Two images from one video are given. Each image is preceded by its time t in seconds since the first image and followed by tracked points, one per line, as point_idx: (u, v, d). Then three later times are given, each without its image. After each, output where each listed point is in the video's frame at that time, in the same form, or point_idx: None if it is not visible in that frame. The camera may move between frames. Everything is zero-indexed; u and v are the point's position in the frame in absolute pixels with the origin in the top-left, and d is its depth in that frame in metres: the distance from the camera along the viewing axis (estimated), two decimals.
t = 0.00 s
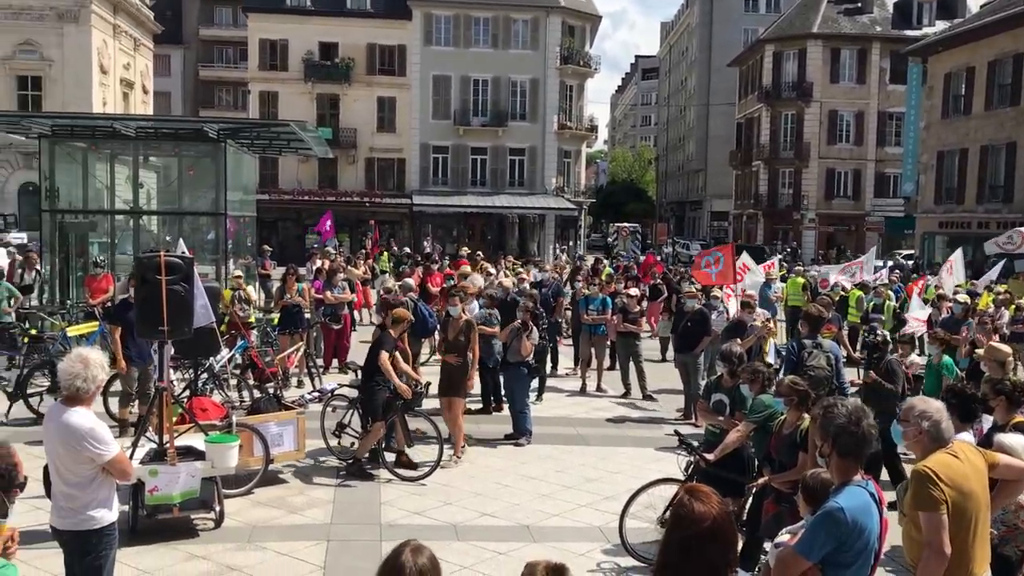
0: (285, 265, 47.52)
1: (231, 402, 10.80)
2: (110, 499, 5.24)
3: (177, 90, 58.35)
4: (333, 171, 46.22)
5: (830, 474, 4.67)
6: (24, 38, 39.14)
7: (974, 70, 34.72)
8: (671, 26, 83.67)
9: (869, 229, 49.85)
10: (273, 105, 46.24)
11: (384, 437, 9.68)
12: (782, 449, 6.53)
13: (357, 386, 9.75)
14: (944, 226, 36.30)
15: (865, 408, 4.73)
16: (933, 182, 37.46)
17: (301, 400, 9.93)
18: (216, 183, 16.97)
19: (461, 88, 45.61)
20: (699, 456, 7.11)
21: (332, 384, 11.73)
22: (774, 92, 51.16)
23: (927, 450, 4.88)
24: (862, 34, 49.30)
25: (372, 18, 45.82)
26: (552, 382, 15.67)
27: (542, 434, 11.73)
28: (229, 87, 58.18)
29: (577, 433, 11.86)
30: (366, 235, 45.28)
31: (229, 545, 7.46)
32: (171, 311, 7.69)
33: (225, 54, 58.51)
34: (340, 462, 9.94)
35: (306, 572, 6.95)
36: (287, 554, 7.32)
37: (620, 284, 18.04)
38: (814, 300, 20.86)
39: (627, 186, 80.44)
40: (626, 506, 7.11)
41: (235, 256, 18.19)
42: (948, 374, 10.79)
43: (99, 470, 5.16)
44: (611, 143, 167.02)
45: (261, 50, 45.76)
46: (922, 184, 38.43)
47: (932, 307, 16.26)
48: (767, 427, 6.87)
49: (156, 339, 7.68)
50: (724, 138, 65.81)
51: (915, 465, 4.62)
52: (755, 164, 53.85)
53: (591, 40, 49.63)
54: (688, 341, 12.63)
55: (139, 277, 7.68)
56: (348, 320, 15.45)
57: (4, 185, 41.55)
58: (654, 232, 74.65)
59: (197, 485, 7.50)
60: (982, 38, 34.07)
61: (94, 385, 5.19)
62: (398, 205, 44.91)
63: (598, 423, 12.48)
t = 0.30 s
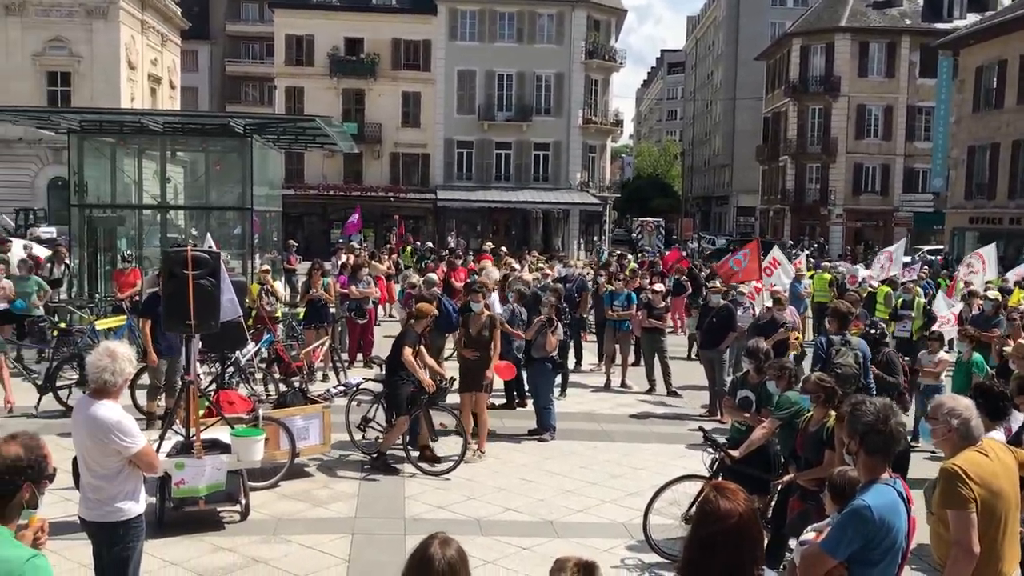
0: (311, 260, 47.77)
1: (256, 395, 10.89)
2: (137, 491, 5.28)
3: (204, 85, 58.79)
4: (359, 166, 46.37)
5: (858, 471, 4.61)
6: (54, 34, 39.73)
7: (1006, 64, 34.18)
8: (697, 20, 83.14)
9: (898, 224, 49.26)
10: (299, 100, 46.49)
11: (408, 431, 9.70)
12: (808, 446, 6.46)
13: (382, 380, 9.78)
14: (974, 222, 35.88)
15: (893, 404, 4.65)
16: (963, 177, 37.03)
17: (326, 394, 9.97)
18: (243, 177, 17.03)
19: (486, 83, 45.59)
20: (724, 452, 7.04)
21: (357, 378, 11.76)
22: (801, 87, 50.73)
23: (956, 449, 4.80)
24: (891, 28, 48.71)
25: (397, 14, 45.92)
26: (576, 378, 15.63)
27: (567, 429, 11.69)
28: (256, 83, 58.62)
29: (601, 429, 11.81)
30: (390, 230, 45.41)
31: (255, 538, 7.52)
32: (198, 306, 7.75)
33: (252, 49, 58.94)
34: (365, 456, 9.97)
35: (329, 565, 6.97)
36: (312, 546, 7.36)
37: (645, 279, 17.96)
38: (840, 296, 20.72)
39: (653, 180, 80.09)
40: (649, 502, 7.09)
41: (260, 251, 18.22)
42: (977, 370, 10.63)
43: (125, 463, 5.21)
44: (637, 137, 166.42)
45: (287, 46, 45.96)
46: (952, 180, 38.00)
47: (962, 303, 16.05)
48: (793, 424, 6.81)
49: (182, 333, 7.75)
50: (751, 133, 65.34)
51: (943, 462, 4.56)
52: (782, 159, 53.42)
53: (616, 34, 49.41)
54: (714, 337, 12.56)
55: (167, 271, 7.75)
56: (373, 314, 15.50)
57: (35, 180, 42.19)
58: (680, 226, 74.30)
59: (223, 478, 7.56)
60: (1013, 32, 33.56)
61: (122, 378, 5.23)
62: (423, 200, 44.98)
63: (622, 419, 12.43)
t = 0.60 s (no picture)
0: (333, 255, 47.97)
1: (279, 391, 10.92)
2: (161, 486, 5.30)
3: (228, 82, 59.15)
4: (381, 162, 46.41)
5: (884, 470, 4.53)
6: (81, 32, 40.19)
7: None
8: (721, 16, 82.66)
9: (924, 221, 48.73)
10: (322, 97, 46.50)
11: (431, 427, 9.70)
12: (833, 444, 6.37)
13: (404, 376, 9.78)
14: (1002, 218, 35.46)
15: (919, 402, 4.58)
16: (992, 173, 36.59)
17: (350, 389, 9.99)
18: (266, 174, 17.13)
19: (508, 79, 45.61)
20: (748, 451, 6.96)
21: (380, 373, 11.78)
22: (826, 82, 50.33)
23: (984, 447, 4.72)
24: (918, 22, 48.14)
25: (420, 10, 45.73)
26: (599, 374, 15.58)
27: (589, 426, 11.65)
28: (280, 80, 58.89)
29: (624, 426, 11.76)
30: (412, 226, 45.48)
31: (278, 532, 7.54)
32: (221, 301, 7.78)
33: (275, 47, 59.34)
34: (387, 452, 9.98)
35: (351, 560, 6.98)
36: (335, 541, 7.38)
37: (668, 276, 17.87)
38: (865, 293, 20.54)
39: (675, 176, 79.71)
40: (672, 499, 7.05)
41: (284, 247, 18.29)
42: (1005, 368, 10.44)
43: (150, 457, 5.24)
44: (660, 133, 165.78)
45: (310, 42, 45.98)
46: (980, 175, 37.56)
47: (989, 300, 15.81)
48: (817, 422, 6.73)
49: (205, 328, 7.78)
50: (775, 128, 64.90)
51: (971, 461, 4.48)
52: (807, 154, 53.00)
53: (639, 30, 49.25)
54: (737, 333, 12.45)
55: (190, 267, 7.77)
56: (395, 310, 15.52)
57: (61, 177, 42.64)
58: (702, 222, 73.94)
59: (247, 472, 7.57)
60: None
61: (144, 373, 5.26)
62: (444, 197, 44.97)
63: (644, 416, 12.38)
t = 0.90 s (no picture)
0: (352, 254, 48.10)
1: (298, 388, 10.96)
2: (179, 483, 5.32)
3: (247, 81, 59.40)
4: (399, 161, 46.38)
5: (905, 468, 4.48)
6: (102, 32, 40.53)
7: None
8: (739, 13, 82.26)
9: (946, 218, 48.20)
10: (340, 96, 46.52)
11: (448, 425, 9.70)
12: (852, 443, 6.31)
13: (422, 374, 9.79)
14: None
15: (941, 401, 4.52)
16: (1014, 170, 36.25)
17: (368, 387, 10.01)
18: (285, 173, 17.17)
19: (526, 77, 45.64)
20: (767, 450, 6.90)
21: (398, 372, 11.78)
22: (846, 79, 50.02)
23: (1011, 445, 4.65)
24: (940, 18, 47.64)
25: (438, 8, 45.70)
26: (616, 373, 15.53)
27: (607, 425, 11.61)
28: (298, 79, 59.13)
29: (643, 425, 11.71)
30: (430, 225, 45.48)
31: (297, 530, 7.56)
32: (240, 299, 7.81)
33: (294, 46, 59.63)
34: (405, 450, 9.98)
35: (369, 558, 6.99)
36: (352, 539, 7.39)
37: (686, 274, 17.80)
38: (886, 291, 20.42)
39: (694, 173, 79.40)
40: (691, 497, 7.02)
41: (302, 245, 18.35)
42: None
43: (168, 454, 5.26)
44: (678, 130, 165.25)
45: (328, 41, 46.01)
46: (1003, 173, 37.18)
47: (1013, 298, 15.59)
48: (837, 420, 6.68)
49: (225, 326, 7.82)
50: (794, 126, 64.56)
51: (996, 459, 4.41)
52: (827, 151, 52.67)
53: (658, 27, 49.18)
54: (757, 332, 12.35)
55: (210, 266, 7.80)
56: (413, 308, 15.53)
57: (82, 176, 43.00)
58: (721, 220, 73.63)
59: (265, 470, 7.58)
60: None
61: (162, 371, 5.28)
62: (462, 195, 44.94)
63: (663, 415, 12.32)
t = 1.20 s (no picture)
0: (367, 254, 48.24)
1: (314, 388, 11.03)
2: (197, 483, 5.36)
3: (264, 82, 59.73)
4: (415, 162, 46.50)
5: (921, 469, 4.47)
6: (120, 34, 40.89)
7: None
8: (755, 13, 81.98)
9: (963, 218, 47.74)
10: (356, 98, 46.66)
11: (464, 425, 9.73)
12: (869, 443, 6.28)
13: (438, 375, 9.83)
14: None
15: (957, 402, 4.51)
16: None
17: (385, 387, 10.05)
18: (302, 175, 17.22)
19: (541, 78, 45.67)
20: (783, 451, 6.89)
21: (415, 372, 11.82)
22: (863, 78, 49.79)
23: None
24: (958, 16, 47.27)
25: (453, 10, 45.82)
26: (632, 374, 15.50)
27: (624, 425, 11.60)
28: (315, 81, 59.43)
29: (659, 425, 11.69)
30: (445, 225, 45.52)
31: (314, 528, 7.61)
32: (258, 299, 7.86)
33: (310, 48, 59.92)
34: (421, 450, 10.00)
35: (386, 558, 7.02)
36: (369, 538, 7.42)
37: (701, 274, 17.78)
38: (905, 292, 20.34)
39: (710, 173, 79.18)
40: (707, 499, 7.01)
41: (319, 247, 18.42)
42: None
43: (186, 455, 5.31)
44: (693, 130, 164.75)
45: (344, 43, 46.17)
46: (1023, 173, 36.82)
47: None
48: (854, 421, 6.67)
49: (243, 327, 7.87)
50: (810, 126, 64.28)
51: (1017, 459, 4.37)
52: (843, 151, 52.42)
53: (673, 27, 49.10)
54: (774, 332, 12.32)
55: (228, 267, 7.86)
56: (428, 309, 15.58)
57: (100, 177, 43.38)
58: (737, 221, 73.39)
59: (282, 469, 7.62)
60: None
61: (180, 371, 5.33)
62: (477, 195, 44.98)
63: (678, 415, 12.32)
